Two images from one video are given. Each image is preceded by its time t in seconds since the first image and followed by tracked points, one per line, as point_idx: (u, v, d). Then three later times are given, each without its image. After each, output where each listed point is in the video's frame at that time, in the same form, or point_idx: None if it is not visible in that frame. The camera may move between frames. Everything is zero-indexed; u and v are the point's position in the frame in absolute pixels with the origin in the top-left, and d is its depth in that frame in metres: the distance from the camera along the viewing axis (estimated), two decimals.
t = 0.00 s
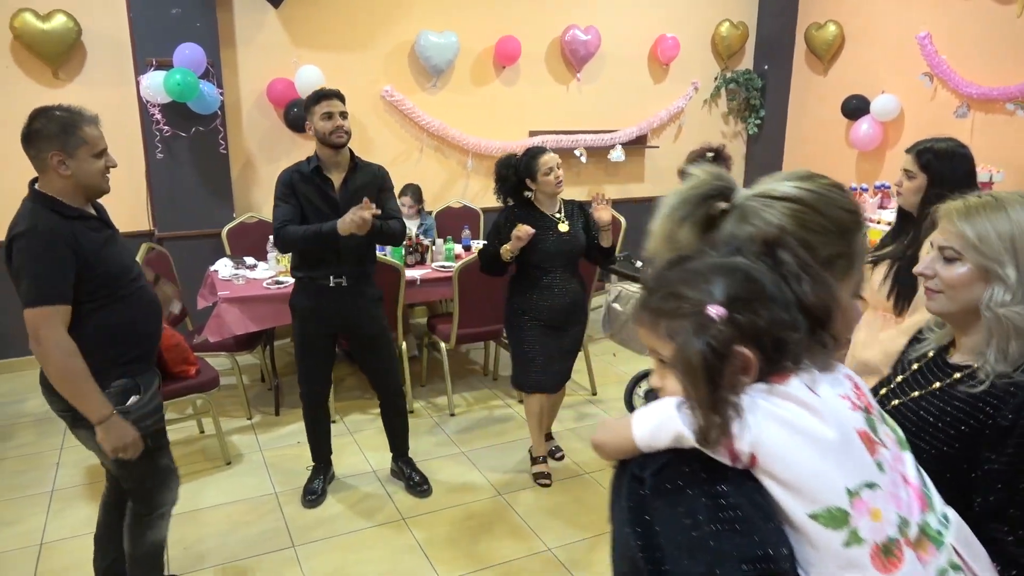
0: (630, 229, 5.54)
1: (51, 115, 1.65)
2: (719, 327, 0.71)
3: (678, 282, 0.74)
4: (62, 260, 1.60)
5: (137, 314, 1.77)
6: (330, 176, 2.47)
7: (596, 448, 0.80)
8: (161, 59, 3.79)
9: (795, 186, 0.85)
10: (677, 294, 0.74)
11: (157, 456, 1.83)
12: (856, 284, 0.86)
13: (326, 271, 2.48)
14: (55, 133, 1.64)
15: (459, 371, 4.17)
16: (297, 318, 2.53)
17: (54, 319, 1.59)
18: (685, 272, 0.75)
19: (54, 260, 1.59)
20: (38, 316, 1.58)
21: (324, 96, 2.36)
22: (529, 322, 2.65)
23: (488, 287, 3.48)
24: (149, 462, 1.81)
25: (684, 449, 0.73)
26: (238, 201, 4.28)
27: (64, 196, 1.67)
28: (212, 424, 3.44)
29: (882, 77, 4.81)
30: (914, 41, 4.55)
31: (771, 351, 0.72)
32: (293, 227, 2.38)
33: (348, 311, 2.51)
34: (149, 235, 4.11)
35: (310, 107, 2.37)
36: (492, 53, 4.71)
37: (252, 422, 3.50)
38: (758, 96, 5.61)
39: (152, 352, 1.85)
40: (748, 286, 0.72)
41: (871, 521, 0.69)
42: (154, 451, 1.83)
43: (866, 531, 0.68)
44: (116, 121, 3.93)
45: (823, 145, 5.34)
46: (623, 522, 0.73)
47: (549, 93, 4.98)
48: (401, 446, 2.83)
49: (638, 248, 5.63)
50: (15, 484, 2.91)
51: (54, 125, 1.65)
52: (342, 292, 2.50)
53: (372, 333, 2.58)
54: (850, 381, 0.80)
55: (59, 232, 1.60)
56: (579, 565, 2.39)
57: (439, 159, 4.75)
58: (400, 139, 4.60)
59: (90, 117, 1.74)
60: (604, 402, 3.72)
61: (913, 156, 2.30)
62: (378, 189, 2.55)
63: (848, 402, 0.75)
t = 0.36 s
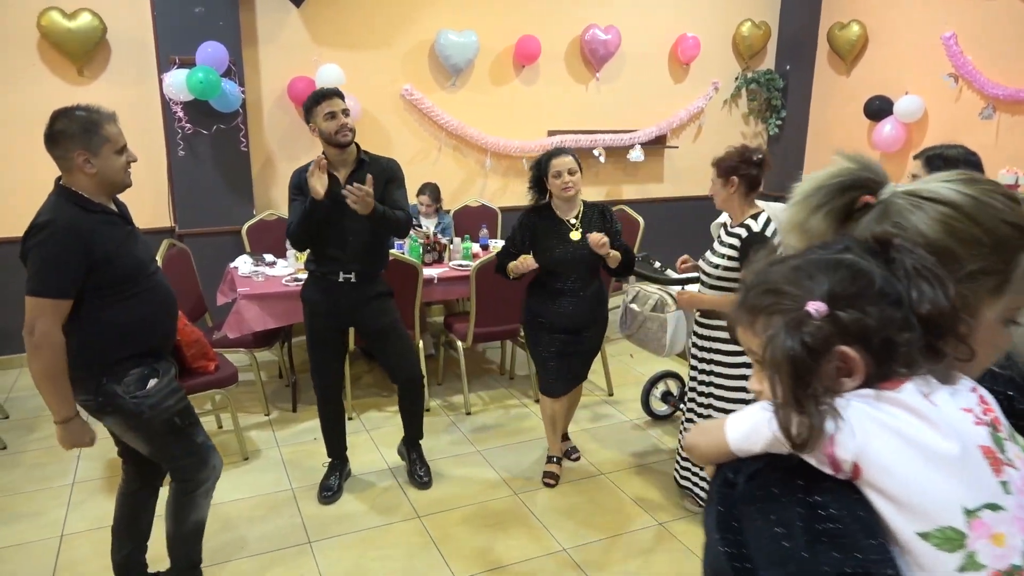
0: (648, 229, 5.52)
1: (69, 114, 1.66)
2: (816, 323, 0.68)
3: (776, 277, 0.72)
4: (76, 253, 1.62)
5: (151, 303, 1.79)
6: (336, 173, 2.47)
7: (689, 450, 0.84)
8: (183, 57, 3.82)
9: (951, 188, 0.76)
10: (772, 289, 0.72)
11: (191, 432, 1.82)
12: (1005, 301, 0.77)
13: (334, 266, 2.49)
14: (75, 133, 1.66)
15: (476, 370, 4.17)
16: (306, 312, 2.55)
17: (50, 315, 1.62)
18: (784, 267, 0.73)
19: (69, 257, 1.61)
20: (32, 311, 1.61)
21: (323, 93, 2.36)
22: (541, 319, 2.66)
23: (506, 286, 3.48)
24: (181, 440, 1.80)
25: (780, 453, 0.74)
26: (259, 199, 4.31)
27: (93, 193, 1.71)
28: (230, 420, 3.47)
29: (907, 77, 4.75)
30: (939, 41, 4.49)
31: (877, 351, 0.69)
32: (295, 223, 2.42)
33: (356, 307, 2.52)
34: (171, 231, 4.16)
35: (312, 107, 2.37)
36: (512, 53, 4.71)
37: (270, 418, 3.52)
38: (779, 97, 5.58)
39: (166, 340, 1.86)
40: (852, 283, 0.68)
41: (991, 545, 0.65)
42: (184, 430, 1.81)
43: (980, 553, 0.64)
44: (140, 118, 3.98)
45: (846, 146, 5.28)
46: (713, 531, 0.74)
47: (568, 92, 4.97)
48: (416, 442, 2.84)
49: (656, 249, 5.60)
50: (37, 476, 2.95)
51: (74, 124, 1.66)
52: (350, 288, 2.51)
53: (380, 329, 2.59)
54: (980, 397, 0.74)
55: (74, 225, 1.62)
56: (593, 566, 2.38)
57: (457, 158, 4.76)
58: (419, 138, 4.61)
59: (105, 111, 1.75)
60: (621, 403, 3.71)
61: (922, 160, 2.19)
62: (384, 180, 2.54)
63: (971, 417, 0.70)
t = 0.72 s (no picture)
0: (654, 229, 5.51)
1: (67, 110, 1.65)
2: (993, 358, 0.62)
3: (922, 308, 0.67)
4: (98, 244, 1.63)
5: (162, 300, 1.80)
6: (352, 172, 2.50)
7: (813, 503, 0.79)
8: (191, 57, 3.84)
9: None
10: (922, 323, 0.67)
11: (188, 442, 1.85)
12: None
13: (356, 264, 2.51)
14: (75, 129, 1.64)
15: (481, 370, 4.18)
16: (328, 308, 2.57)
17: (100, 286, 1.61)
18: (928, 295, 0.68)
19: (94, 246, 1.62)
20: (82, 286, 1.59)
21: (340, 96, 2.34)
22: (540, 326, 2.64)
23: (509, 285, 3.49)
24: (181, 445, 1.84)
25: (939, 506, 0.71)
26: (265, 199, 4.33)
27: (96, 188, 1.71)
28: (236, 419, 3.48)
29: (914, 78, 4.74)
30: (947, 41, 4.47)
31: None
32: (318, 232, 2.45)
33: (379, 304, 2.53)
34: (177, 230, 4.17)
35: (329, 108, 2.36)
36: (518, 53, 4.71)
37: (276, 417, 3.54)
38: (786, 97, 5.51)
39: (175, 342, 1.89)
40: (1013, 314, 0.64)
41: None
42: (183, 440, 1.84)
43: None
44: (147, 118, 4.00)
45: (853, 146, 5.27)
46: None
47: (574, 93, 4.97)
48: (420, 440, 2.86)
49: (662, 250, 5.60)
50: (45, 473, 2.97)
51: (76, 121, 1.65)
52: (372, 285, 2.52)
53: (403, 325, 2.60)
54: None
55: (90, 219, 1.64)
56: (598, 566, 2.38)
57: (463, 158, 4.76)
58: (424, 138, 4.62)
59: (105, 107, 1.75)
60: (625, 403, 3.71)
61: (931, 158, 2.06)
62: (403, 177, 2.54)
63: None
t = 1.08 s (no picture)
0: (655, 229, 5.52)
1: (63, 121, 1.65)
2: None
3: None
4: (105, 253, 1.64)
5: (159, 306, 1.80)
6: (375, 177, 2.49)
7: None
8: (193, 60, 3.86)
9: None
10: None
11: (199, 437, 1.85)
12: None
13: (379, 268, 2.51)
14: (72, 141, 1.64)
15: (483, 370, 4.19)
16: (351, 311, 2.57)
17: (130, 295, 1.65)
18: None
19: (100, 256, 1.63)
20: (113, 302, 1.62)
21: (370, 100, 2.36)
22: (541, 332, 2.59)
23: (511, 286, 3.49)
24: (191, 443, 1.83)
25: None
26: (267, 200, 4.34)
27: (95, 199, 1.71)
28: (239, 420, 3.50)
29: (915, 77, 4.74)
30: (948, 40, 4.47)
31: None
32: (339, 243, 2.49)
33: (402, 306, 2.56)
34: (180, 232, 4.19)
35: (358, 111, 2.37)
36: (519, 53, 4.72)
37: (278, 417, 3.55)
38: (786, 97, 5.52)
39: (170, 349, 1.88)
40: None
41: None
42: (193, 436, 1.84)
43: None
44: (149, 120, 4.01)
45: (854, 146, 5.27)
46: None
47: (576, 93, 4.99)
48: (421, 440, 2.87)
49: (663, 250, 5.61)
50: (48, 475, 2.98)
51: (69, 131, 1.64)
52: (396, 288, 2.54)
53: (424, 326, 2.62)
54: None
55: (93, 229, 1.64)
56: (600, 566, 2.39)
57: (464, 159, 4.78)
58: (426, 138, 4.63)
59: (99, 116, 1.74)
60: (628, 403, 3.72)
61: (943, 154, 2.14)
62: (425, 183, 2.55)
63: None
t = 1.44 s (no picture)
0: (655, 231, 5.54)
1: (62, 124, 1.65)
2: None
3: None
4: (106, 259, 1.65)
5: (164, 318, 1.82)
6: (387, 176, 2.52)
7: None
8: (192, 63, 3.87)
9: None
10: None
11: (185, 460, 1.87)
12: None
13: (386, 268, 2.53)
14: (70, 146, 1.64)
15: (483, 372, 4.20)
16: (360, 310, 2.59)
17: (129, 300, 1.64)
18: None
19: (100, 261, 1.63)
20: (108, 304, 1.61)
21: (386, 98, 2.38)
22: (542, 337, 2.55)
23: (513, 288, 3.50)
24: (175, 466, 1.85)
25: None
26: (267, 203, 4.35)
27: (89, 203, 1.71)
28: (240, 422, 3.51)
29: (913, 77, 4.75)
30: (946, 40, 4.49)
31: None
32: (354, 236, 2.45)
33: (409, 308, 2.58)
34: (180, 236, 4.20)
35: (372, 110, 2.39)
36: (518, 55, 4.74)
37: (279, 420, 3.56)
38: (785, 97, 5.54)
39: (178, 363, 1.91)
40: None
41: None
42: (181, 458, 1.87)
43: None
44: (149, 124, 4.03)
45: (852, 146, 5.29)
46: None
47: (575, 95, 5.00)
48: (422, 441, 2.88)
49: (663, 251, 5.62)
50: (50, 478, 2.99)
51: (66, 136, 1.64)
52: (403, 289, 2.55)
53: (430, 325, 2.63)
54: None
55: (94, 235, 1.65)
56: (600, 568, 2.39)
57: (463, 161, 4.79)
58: (425, 141, 4.64)
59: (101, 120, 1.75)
60: (628, 403, 3.73)
61: (960, 161, 2.14)
62: (434, 184, 2.57)
63: None
